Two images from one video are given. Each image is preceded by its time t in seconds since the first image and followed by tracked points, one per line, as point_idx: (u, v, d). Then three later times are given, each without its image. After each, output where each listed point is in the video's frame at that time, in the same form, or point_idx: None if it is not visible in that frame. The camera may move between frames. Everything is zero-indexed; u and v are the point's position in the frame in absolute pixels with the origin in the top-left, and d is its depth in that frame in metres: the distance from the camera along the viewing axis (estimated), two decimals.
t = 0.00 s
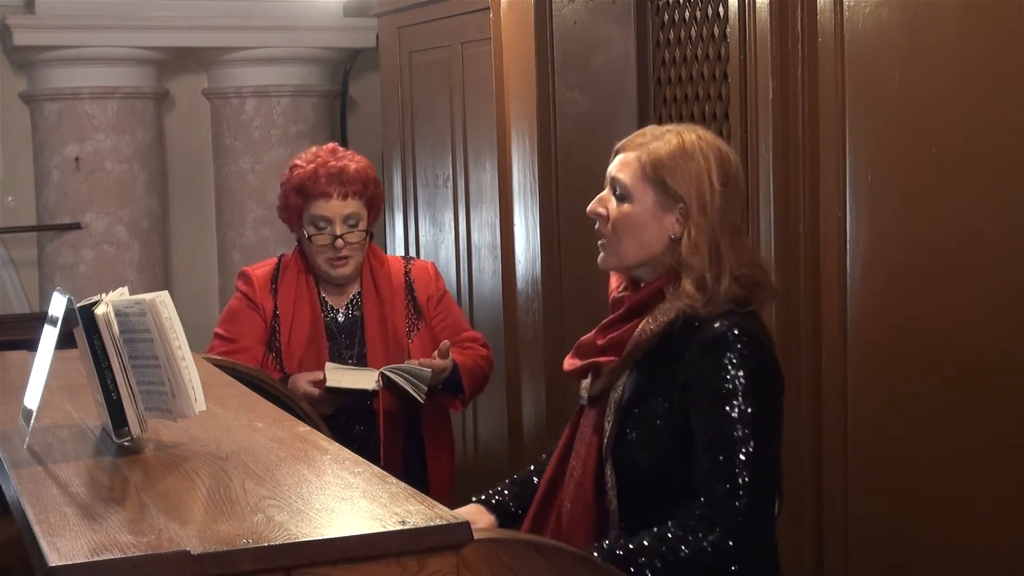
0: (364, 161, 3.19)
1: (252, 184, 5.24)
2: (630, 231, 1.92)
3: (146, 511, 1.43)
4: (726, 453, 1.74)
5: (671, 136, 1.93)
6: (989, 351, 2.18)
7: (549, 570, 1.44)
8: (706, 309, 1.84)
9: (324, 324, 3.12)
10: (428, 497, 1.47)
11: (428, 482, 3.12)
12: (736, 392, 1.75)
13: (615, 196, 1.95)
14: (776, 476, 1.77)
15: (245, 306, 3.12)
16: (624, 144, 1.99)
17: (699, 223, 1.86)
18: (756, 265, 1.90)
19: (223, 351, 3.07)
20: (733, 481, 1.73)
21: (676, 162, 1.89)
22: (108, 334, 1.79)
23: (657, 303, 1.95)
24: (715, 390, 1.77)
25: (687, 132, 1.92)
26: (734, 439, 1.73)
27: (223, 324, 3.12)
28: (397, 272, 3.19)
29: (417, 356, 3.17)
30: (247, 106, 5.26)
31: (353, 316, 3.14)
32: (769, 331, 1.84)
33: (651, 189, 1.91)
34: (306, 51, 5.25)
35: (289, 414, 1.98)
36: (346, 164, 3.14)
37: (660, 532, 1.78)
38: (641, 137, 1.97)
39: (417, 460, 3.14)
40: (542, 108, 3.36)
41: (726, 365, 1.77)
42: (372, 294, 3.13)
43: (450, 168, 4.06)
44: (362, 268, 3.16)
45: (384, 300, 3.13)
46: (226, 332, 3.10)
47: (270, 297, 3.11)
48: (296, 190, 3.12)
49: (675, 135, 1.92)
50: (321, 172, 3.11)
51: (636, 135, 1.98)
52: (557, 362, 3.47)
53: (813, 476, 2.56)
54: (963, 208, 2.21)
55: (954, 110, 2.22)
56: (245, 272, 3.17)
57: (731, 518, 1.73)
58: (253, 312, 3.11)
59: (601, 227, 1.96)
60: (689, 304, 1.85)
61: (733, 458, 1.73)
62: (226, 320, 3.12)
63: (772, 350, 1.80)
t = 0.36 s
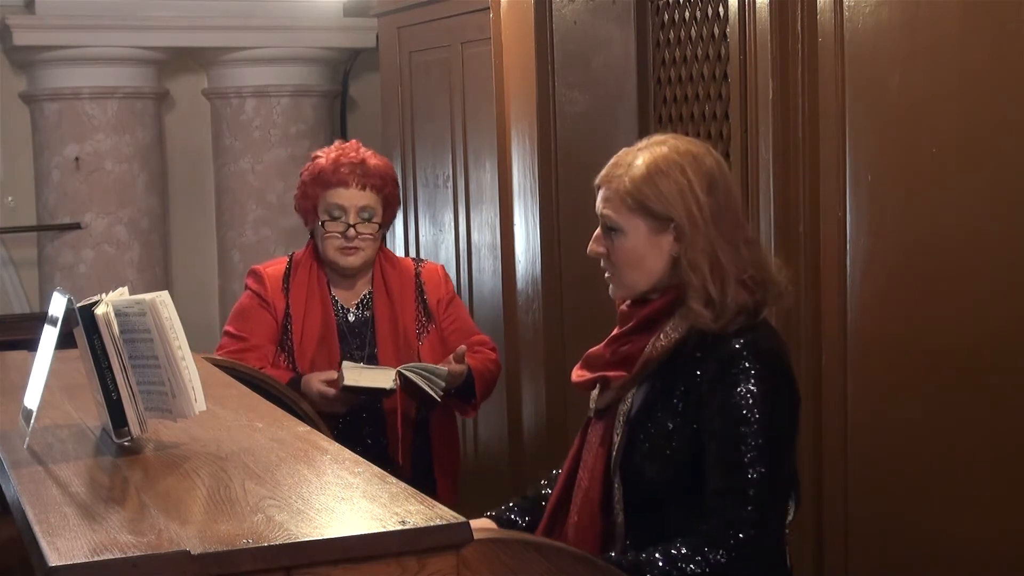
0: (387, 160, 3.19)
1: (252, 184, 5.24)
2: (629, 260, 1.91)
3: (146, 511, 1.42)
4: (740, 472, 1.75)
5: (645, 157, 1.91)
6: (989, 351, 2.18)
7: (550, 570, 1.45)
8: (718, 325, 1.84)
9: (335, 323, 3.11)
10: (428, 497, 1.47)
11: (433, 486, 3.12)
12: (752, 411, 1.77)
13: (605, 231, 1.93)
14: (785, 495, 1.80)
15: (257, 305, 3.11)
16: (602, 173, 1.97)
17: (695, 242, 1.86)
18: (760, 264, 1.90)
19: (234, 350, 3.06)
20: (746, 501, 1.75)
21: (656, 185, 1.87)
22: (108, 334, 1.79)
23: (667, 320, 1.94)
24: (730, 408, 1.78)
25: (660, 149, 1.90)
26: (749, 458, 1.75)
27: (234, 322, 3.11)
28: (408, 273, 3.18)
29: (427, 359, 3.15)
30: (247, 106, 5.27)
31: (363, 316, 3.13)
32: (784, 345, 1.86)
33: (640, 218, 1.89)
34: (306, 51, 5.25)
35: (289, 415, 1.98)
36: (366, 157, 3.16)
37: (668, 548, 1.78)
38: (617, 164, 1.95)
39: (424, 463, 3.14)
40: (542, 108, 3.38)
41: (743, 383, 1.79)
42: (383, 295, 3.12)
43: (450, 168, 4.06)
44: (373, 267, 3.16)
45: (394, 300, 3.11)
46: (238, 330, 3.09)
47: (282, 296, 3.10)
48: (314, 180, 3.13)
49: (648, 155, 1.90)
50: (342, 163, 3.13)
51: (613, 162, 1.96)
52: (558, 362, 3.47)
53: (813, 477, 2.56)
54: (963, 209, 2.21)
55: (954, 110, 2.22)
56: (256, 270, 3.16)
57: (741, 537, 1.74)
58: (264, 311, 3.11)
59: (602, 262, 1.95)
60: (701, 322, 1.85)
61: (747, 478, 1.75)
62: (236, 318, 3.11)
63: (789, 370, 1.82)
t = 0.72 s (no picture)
0: (403, 166, 3.21)
1: (252, 184, 5.24)
2: (631, 255, 1.91)
3: (146, 511, 1.43)
4: (738, 470, 1.75)
5: (654, 151, 1.91)
6: (988, 352, 2.18)
7: (549, 570, 1.45)
8: (716, 323, 1.85)
9: (344, 324, 3.10)
10: (428, 497, 1.47)
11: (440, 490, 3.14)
12: (749, 409, 1.77)
13: (609, 223, 1.93)
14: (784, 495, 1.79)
15: (264, 305, 3.08)
16: (609, 166, 1.97)
17: (699, 237, 1.86)
18: (760, 267, 1.90)
19: (243, 351, 3.03)
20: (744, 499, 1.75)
21: (665, 179, 1.88)
22: (108, 334, 1.79)
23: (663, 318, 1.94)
24: (727, 406, 1.78)
25: (670, 144, 1.91)
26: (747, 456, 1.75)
27: (241, 323, 3.08)
28: (416, 275, 3.20)
29: (435, 360, 3.15)
30: (247, 106, 5.27)
31: (371, 317, 3.14)
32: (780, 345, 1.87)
33: (645, 212, 1.89)
34: (306, 51, 5.25)
35: (289, 414, 1.98)
36: (381, 159, 3.17)
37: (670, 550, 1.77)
38: (624, 158, 1.95)
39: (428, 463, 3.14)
40: (542, 107, 3.38)
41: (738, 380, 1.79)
42: (391, 296, 3.13)
43: (450, 168, 4.06)
44: (382, 267, 3.18)
45: (402, 301, 3.13)
46: (246, 331, 3.05)
47: (290, 296, 3.08)
48: (327, 178, 3.15)
49: (658, 150, 1.91)
50: (356, 165, 3.14)
51: (621, 153, 1.96)
52: (558, 362, 3.47)
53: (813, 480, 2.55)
54: (963, 210, 2.21)
55: (954, 110, 2.22)
56: (264, 271, 3.12)
57: (743, 541, 1.75)
58: (273, 311, 3.08)
59: (602, 255, 1.95)
60: (699, 320, 1.85)
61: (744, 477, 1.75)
62: (243, 318, 3.07)
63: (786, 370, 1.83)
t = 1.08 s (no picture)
0: (410, 170, 3.20)
1: (252, 184, 5.24)
2: (632, 244, 1.92)
3: (146, 511, 1.43)
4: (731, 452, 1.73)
5: (660, 143, 1.92)
6: (989, 351, 2.18)
7: (549, 570, 1.45)
8: (711, 312, 1.85)
9: (349, 324, 3.09)
10: (428, 497, 1.47)
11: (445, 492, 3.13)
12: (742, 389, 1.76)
13: (611, 214, 1.94)
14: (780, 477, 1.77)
15: (269, 304, 3.06)
16: (610, 157, 1.97)
17: (704, 228, 1.87)
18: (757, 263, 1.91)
19: (249, 350, 3.02)
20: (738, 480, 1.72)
21: (671, 171, 1.89)
22: (108, 334, 1.79)
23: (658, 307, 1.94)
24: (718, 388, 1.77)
25: (675, 138, 1.92)
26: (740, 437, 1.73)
27: (245, 321, 3.06)
28: (421, 275, 3.20)
29: (440, 360, 3.17)
30: (247, 106, 5.27)
31: (376, 316, 3.12)
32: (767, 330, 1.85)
33: (649, 202, 1.90)
34: (306, 51, 5.25)
35: (289, 414, 1.98)
36: (389, 163, 3.17)
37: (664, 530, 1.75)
38: (627, 149, 1.96)
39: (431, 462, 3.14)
40: (542, 107, 3.37)
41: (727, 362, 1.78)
42: (396, 295, 3.13)
43: (450, 168, 4.06)
44: (385, 269, 3.18)
45: (409, 300, 3.13)
46: (250, 330, 3.04)
47: (296, 295, 3.06)
48: (337, 178, 3.15)
49: (663, 142, 1.92)
50: (364, 168, 3.13)
51: (624, 144, 1.97)
52: (557, 362, 3.47)
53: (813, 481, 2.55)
54: (963, 208, 2.21)
55: (954, 109, 2.22)
56: (268, 270, 3.11)
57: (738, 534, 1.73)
58: (278, 310, 3.06)
59: (601, 245, 1.95)
60: (694, 308, 1.85)
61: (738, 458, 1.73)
62: (248, 317, 3.06)
63: (777, 354, 1.81)
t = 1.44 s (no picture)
0: (411, 170, 3.19)
1: (252, 184, 5.24)
2: (643, 264, 1.91)
3: (146, 511, 1.43)
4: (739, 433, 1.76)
5: (637, 159, 1.90)
6: (989, 351, 2.18)
7: (550, 570, 1.44)
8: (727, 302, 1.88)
9: (348, 325, 3.09)
10: (428, 497, 1.47)
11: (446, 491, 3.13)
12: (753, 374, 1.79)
13: (613, 244, 1.91)
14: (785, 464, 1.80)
15: (268, 304, 3.07)
16: (589, 184, 1.93)
17: (709, 229, 1.88)
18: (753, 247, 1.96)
19: (248, 350, 3.02)
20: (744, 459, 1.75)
21: (663, 184, 1.88)
22: (108, 334, 1.79)
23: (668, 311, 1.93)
24: (729, 372, 1.80)
25: (647, 150, 1.91)
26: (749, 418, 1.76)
27: (245, 321, 3.07)
28: (422, 275, 3.20)
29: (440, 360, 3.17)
30: (247, 106, 5.27)
31: (376, 317, 3.12)
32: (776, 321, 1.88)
33: (650, 220, 1.89)
34: (306, 51, 5.25)
35: (289, 414, 1.98)
36: (390, 166, 3.15)
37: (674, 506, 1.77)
38: (604, 175, 1.92)
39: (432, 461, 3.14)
40: (542, 107, 3.36)
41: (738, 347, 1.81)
42: (396, 295, 3.13)
43: (450, 168, 4.06)
44: (386, 271, 3.17)
45: (410, 301, 3.13)
46: (250, 330, 3.04)
47: (295, 295, 3.06)
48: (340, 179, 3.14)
49: (641, 159, 1.90)
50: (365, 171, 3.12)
51: (599, 169, 1.93)
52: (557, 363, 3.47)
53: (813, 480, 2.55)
54: (964, 207, 2.21)
55: (954, 109, 2.22)
56: (268, 270, 3.11)
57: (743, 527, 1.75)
58: (277, 310, 3.07)
59: (609, 275, 1.93)
60: (711, 302, 1.88)
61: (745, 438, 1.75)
62: (248, 317, 3.06)
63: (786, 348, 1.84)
